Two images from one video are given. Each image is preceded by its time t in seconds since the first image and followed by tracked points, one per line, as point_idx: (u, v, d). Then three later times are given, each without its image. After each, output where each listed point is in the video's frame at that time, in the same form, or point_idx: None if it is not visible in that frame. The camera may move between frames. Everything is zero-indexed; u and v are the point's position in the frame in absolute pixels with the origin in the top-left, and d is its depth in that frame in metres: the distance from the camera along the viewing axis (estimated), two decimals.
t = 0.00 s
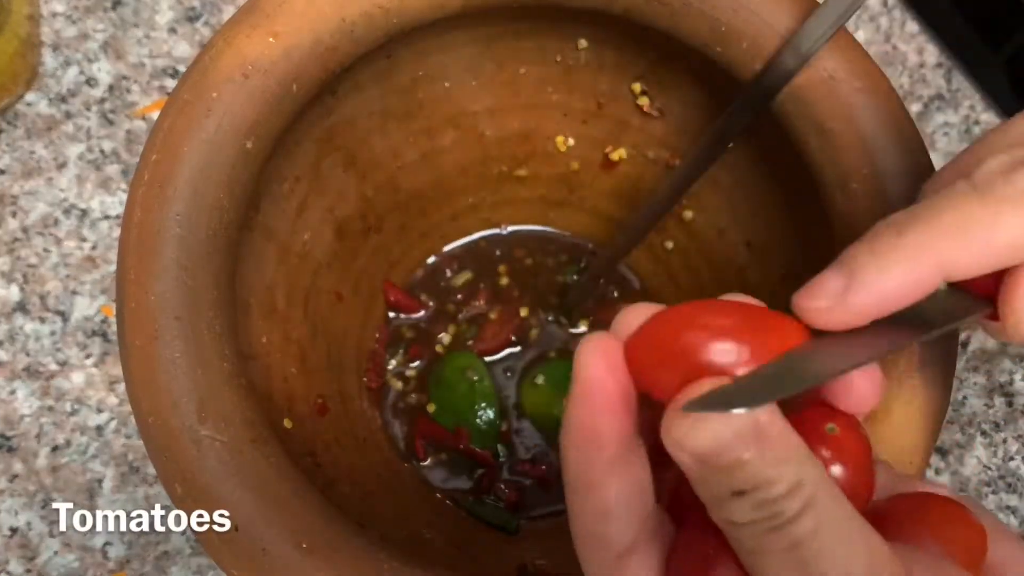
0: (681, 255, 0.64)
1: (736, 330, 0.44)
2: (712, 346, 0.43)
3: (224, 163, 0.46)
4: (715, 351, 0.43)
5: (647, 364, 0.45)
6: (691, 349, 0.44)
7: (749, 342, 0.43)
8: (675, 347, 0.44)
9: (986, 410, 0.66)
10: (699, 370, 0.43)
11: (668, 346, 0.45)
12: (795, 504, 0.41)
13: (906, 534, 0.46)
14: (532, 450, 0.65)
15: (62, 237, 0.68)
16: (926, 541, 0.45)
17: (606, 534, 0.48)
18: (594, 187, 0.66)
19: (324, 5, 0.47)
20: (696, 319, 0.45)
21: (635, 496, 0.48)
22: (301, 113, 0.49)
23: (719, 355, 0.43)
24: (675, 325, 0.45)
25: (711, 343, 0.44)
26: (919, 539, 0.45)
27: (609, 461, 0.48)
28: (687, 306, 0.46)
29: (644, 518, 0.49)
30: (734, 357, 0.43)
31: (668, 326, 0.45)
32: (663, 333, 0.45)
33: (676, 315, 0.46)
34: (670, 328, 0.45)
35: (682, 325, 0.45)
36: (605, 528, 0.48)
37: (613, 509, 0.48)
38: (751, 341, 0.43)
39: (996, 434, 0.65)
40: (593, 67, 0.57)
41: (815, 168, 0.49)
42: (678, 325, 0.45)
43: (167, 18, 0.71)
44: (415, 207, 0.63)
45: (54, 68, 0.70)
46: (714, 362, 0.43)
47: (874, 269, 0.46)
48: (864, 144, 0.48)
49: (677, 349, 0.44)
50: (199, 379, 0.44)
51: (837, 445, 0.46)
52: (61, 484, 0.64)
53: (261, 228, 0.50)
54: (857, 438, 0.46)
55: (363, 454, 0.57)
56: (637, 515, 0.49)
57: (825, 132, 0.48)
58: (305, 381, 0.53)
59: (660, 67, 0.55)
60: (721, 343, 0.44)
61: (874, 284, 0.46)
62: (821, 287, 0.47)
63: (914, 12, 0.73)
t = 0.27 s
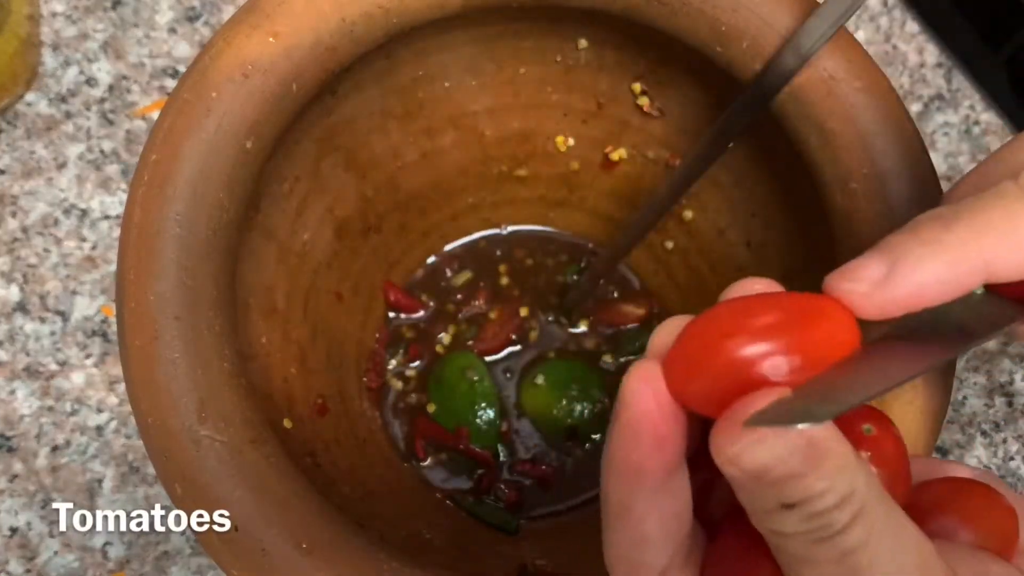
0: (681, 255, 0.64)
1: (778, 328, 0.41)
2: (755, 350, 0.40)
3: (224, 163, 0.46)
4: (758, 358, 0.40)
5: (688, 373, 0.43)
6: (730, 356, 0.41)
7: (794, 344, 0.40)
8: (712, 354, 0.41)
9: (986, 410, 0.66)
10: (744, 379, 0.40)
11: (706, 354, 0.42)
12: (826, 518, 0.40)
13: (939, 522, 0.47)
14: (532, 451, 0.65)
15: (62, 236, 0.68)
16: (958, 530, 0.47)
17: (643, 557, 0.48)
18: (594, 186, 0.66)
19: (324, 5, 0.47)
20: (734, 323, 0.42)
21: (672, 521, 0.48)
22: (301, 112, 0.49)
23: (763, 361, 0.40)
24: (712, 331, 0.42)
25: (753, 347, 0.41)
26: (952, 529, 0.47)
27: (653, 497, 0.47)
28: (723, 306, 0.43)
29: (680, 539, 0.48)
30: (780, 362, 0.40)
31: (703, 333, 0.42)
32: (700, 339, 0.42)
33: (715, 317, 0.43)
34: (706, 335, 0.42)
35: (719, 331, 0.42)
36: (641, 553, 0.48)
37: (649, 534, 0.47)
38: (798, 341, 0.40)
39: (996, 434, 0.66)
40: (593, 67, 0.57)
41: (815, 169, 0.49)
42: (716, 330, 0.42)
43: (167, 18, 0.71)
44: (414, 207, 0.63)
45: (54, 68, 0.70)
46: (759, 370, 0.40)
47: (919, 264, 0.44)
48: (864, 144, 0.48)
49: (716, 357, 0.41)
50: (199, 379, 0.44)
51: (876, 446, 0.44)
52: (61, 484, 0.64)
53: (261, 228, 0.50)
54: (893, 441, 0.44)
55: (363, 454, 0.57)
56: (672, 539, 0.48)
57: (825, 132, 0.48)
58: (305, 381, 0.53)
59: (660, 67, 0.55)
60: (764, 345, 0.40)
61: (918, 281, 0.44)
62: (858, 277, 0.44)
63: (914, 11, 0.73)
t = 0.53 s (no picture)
0: (681, 255, 0.64)
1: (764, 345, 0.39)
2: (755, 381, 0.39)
3: (225, 163, 0.46)
4: (740, 376, 0.39)
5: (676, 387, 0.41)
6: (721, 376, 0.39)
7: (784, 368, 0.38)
8: (699, 373, 0.39)
9: (985, 410, 0.66)
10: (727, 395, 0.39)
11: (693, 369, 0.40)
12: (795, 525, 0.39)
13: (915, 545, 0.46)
14: (532, 451, 0.65)
15: (62, 237, 0.68)
16: (933, 563, 0.44)
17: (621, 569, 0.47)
18: (594, 186, 0.66)
19: (324, 5, 0.47)
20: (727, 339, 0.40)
21: (647, 532, 0.47)
22: (301, 112, 0.49)
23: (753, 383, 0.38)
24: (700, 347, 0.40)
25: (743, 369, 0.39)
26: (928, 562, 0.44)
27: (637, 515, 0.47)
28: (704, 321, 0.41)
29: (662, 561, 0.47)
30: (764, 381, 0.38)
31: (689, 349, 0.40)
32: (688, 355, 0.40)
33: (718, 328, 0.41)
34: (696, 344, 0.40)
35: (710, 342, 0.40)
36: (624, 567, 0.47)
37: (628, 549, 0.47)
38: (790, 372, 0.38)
39: (996, 434, 0.66)
40: (593, 67, 0.57)
41: (815, 169, 0.49)
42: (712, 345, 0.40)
43: (167, 18, 0.71)
44: (415, 207, 0.63)
45: (54, 68, 0.70)
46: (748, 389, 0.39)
47: (884, 269, 0.42)
48: (863, 144, 0.48)
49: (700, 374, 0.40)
50: (199, 379, 0.44)
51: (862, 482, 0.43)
52: (61, 484, 0.64)
53: (261, 228, 0.50)
54: (874, 462, 0.44)
55: (363, 454, 0.57)
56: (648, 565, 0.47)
57: (825, 132, 0.48)
58: (305, 381, 0.53)
59: (659, 67, 0.55)
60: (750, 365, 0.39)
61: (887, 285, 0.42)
62: (824, 296, 0.42)
63: (914, 12, 0.73)
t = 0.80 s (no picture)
0: (681, 255, 0.64)
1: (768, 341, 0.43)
2: (784, 370, 0.41)
3: (225, 163, 0.46)
4: (759, 363, 0.42)
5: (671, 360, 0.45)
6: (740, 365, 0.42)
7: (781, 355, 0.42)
8: (710, 357, 0.43)
9: (985, 409, 0.66)
10: (744, 376, 0.42)
11: (697, 350, 0.44)
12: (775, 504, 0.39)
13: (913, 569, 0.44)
14: (532, 451, 0.65)
15: (62, 237, 0.68)
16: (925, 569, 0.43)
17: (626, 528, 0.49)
18: (594, 187, 0.66)
19: (324, 5, 0.47)
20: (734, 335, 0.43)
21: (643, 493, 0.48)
22: (301, 113, 0.49)
23: (778, 375, 0.42)
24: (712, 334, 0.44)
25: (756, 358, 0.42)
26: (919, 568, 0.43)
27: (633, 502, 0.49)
28: (711, 307, 0.45)
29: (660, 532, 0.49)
30: (785, 369, 0.41)
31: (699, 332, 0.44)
32: (704, 334, 0.44)
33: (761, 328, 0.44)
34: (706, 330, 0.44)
35: (712, 334, 0.43)
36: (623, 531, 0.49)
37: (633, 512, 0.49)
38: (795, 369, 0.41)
39: (996, 434, 0.66)
40: (592, 67, 0.57)
41: (814, 169, 0.49)
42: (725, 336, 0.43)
43: (167, 18, 0.71)
44: (415, 207, 0.63)
45: (54, 68, 0.70)
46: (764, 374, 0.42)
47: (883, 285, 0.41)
48: (863, 145, 0.48)
49: (711, 361, 0.43)
50: (199, 379, 0.44)
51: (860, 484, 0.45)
52: (61, 484, 0.64)
53: (261, 227, 0.50)
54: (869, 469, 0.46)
55: (363, 454, 0.57)
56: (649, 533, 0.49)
57: (825, 132, 0.48)
58: (306, 381, 0.53)
59: (659, 68, 0.55)
60: (771, 356, 0.42)
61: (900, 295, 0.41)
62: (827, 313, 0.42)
63: (914, 12, 0.73)
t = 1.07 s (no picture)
0: (681, 255, 0.64)
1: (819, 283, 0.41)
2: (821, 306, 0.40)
3: (225, 163, 0.46)
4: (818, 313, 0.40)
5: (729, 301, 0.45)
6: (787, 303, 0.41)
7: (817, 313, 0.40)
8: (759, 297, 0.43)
9: (984, 410, 0.66)
10: (806, 327, 0.41)
11: (751, 292, 0.43)
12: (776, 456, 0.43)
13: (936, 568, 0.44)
14: (532, 451, 0.65)
15: (63, 237, 0.68)
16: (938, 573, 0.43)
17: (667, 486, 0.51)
18: (593, 186, 0.66)
19: (324, 5, 0.47)
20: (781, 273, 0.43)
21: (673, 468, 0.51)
22: (301, 113, 0.49)
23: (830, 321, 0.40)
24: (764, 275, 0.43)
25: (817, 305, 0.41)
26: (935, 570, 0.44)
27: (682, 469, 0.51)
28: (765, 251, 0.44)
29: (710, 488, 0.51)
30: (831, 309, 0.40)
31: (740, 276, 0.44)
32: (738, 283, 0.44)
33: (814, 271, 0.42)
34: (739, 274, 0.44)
35: (758, 276, 0.43)
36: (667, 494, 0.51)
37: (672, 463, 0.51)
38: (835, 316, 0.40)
39: (995, 434, 0.66)
40: (592, 67, 0.58)
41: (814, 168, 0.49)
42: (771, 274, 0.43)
43: (167, 19, 0.71)
44: (415, 207, 0.63)
45: (55, 68, 0.70)
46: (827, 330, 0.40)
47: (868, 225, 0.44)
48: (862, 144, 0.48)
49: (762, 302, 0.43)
50: (200, 379, 0.44)
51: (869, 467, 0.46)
52: (62, 483, 0.64)
53: (261, 228, 0.50)
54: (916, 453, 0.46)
55: (363, 454, 0.57)
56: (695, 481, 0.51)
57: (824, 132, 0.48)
58: (306, 381, 0.53)
59: (659, 68, 0.55)
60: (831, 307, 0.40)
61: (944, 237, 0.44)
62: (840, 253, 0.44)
63: (913, 13, 0.73)
